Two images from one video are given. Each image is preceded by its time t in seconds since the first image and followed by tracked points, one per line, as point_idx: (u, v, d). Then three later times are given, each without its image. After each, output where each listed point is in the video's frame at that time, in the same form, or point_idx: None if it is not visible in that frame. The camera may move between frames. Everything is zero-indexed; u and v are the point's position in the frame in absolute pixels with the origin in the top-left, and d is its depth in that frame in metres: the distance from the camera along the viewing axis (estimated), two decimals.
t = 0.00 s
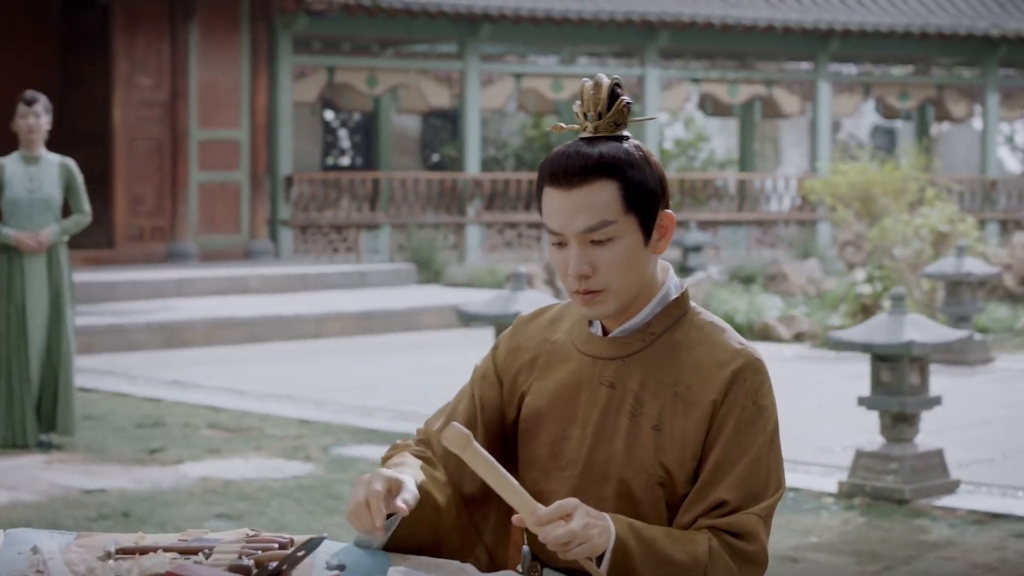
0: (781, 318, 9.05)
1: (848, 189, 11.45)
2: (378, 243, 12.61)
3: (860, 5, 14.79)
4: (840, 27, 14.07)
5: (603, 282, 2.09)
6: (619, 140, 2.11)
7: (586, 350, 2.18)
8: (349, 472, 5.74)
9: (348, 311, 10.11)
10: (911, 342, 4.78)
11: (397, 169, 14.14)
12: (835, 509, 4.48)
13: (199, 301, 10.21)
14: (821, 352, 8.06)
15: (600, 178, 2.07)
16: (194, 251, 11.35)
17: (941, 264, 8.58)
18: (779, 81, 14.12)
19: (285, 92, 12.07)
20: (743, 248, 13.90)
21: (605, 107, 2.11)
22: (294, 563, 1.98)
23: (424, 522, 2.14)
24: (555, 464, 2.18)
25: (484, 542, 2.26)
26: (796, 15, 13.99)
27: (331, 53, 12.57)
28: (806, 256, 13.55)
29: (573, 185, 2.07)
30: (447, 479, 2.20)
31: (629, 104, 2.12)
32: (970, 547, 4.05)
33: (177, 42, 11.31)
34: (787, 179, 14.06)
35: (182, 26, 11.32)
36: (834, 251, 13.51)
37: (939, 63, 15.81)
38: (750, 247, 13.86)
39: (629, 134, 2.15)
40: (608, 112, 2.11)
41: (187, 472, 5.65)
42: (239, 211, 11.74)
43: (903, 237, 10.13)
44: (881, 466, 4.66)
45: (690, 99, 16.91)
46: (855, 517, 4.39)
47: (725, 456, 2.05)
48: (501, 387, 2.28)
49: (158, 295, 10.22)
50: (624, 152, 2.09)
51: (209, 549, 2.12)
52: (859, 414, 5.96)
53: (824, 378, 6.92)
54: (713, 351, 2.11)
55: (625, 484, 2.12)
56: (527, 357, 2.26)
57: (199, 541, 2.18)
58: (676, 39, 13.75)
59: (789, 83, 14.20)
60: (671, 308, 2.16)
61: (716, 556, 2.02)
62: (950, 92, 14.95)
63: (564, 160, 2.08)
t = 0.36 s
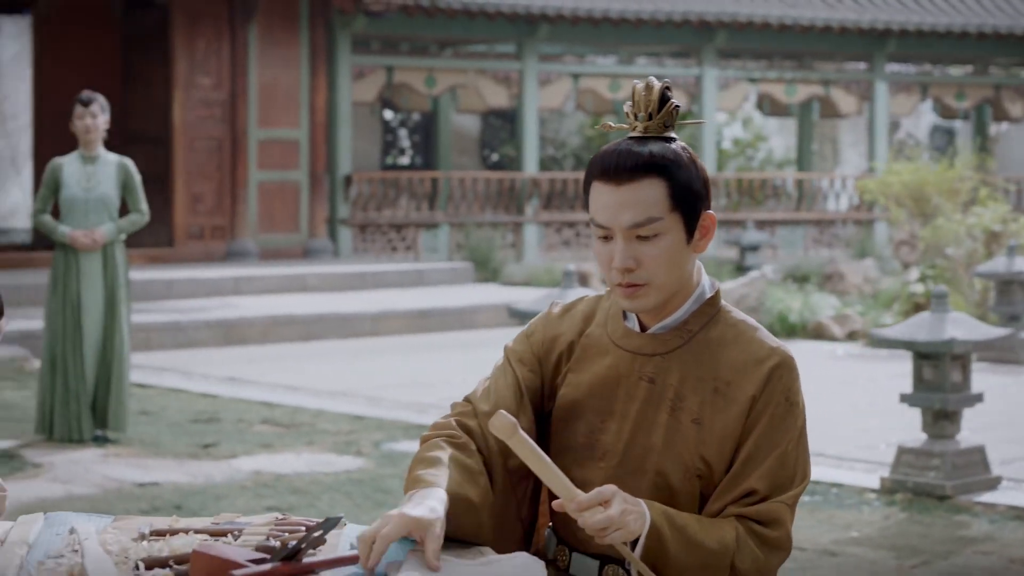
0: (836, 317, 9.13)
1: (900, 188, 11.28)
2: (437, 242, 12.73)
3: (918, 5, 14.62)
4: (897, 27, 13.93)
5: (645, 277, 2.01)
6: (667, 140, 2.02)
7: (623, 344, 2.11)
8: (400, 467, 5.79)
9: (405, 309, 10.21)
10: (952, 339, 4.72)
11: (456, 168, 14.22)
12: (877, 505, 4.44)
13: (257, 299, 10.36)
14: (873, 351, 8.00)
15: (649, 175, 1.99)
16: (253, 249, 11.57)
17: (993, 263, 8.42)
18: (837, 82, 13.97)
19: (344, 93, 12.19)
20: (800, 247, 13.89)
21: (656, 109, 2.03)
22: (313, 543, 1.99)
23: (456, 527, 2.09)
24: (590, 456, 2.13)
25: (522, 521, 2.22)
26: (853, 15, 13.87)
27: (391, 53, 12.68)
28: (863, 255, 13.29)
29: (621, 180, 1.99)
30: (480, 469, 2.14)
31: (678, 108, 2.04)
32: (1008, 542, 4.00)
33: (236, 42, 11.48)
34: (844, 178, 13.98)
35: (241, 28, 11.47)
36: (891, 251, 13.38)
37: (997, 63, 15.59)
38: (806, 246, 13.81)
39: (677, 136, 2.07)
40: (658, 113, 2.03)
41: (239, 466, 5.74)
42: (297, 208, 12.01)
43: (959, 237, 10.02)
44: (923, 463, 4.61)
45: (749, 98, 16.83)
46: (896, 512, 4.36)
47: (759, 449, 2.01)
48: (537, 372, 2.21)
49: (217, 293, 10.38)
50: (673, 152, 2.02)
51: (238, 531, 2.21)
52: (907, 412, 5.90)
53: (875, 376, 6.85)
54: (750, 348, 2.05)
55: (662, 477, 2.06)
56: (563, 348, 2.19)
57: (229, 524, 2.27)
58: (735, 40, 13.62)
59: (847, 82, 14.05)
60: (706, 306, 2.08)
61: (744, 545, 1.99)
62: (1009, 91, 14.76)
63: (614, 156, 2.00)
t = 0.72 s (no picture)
0: (886, 315, 9.16)
1: (950, 186, 11.19)
2: (493, 240, 12.85)
3: (974, 3, 14.50)
4: (952, 27, 13.83)
5: (666, 273, 2.06)
6: (692, 141, 2.08)
7: (642, 339, 2.15)
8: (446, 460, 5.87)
9: (459, 306, 10.31)
10: (991, 336, 4.67)
11: (512, 167, 14.29)
12: (916, 500, 4.45)
13: (313, 296, 10.52)
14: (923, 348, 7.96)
15: (674, 174, 2.04)
16: (310, 248, 11.73)
17: None
18: (891, 81, 13.86)
19: (399, 92, 12.33)
20: (854, 246, 13.80)
21: (684, 110, 2.09)
22: (331, 524, 2.11)
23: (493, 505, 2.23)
24: (608, 447, 2.17)
25: (549, 514, 2.35)
26: (908, 14, 13.79)
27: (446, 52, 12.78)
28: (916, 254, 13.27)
29: (648, 178, 2.04)
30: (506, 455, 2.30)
31: (705, 110, 2.10)
32: None
33: (293, 41, 11.62)
34: (900, 178, 13.91)
35: (298, 29, 11.61)
36: (944, 250, 13.29)
37: None
38: (861, 246, 13.73)
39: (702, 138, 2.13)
40: (685, 115, 2.09)
41: (289, 459, 5.86)
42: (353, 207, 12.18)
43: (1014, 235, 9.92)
44: (962, 458, 4.60)
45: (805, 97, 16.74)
46: (934, 507, 4.37)
47: (769, 441, 2.06)
48: (557, 368, 2.26)
49: (273, 290, 10.53)
50: (698, 153, 2.07)
51: (267, 514, 2.33)
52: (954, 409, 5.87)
53: (923, 373, 6.82)
54: (763, 344, 2.10)
55: (676, 468, 2.11)
56: (584, 343, 2.24)
57: (259, 508, 2.39)
58: (789, 39, 13.59)
59: (901, 82, 14.00)
60: (722, 304, 2.13)
61: (750, 531, 2.03)
62: None
63: (642, 155, 2.05)
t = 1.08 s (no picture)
0: (941, 313, 9.18)
1: (1006, 184, 11.11)
2: (551, 238, 12.98)
3: None
4: (1011, 26, 13.80)
5: (672, 267, 2.20)
6: (700, 141, 2.21)
7: (658, 331, 2.29)
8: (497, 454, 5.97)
9: (516, 304, 10.41)
10: None
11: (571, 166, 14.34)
12: (960, 495, 4.45)
13: (372, 293, 10.68)
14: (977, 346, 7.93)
15: (678, 174, 2.18)
16: (369, 245, 11.91)
17: None
18: (949, 79, 13.99)
19: (459, 91, 12.49)
20: (913, 245, 13.79)
21: (692, 110, 2.22)
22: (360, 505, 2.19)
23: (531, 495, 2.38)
24: (626, 435, 2.33)
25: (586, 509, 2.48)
26: (966, 13, 13.79)
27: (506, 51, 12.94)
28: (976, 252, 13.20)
29: (653, 177, 2.18)
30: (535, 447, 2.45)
31: (714, 110, 2.22)
32: None
33: (354, 41, 11.80)
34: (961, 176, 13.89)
35: (358, 29, 11.78)
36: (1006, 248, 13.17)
37: None
38: (919, 244, 13.71)
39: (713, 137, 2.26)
40: (694, 115, 2.21)
41: (342, 452, 5.99)
42: (413, 206, 12.33)
43: None
44: (1006, 453, 4.59)
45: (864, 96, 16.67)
46: (977, 502, 4.37)
47: (774, 426, 2.19)
48: (583, 363, 2.40)
49: (332, 287, 10.71)
50: (703, 152, 2.20)
51: (303, 497, 2.42)
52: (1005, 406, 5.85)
53: (976, 370, 6.80)
54: (773, 334, 2.24)
55: (688, 453, 2.25)
56: (605, 337, 2.38)
57: (297, 492, 2.48)
58: (848, 38, 13.68)
59: (959, 81, 14.07)
60: (735, 296, 2.27)
61: (745, 508, 2.16)
62: None
63: (649, 154, 2.19)
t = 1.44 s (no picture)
0: (997, 308, 9.18)
1: None
2: (612, 235, 13.10)
3: None
4: None
5: (684, 259, 2.31)
6: (711, 137, 2.33)
7: (683, 321, 2.40)
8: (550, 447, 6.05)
9: (573, 299, 10.49)
10: None
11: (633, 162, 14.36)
12: (1008, 488, 4.35)
13: (434, 289, 10.83)
14: None
15: (686, 169, 2.29)
16: (431, 241, 12.11)
17: None
18: (1010, 77, 14.21)
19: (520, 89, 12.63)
20: (973, 242, 13.80)
21: (702, 108, 2.33)
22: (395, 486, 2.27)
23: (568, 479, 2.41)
24: (654, 421, 2.42)
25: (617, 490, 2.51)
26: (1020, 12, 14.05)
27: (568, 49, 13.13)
28: None
29: (664, 174, 2.30)
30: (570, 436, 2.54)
31: (724, 107, 2.34)
32: None
33: (415, 38, 11.95)
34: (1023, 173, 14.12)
35: (420, 26, 11.93)
36: None
37: None
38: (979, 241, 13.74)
39: (724, 134, 2.37)
40: (703, 113, 2.33)
41: (398, 445, 6.11)
42: (474, 203, 12.48)
43: None
44: None
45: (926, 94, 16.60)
46: None
47: (791, 406, 2.28)
48: (615, 355, 2.51)
49: (393, 283, 10.88)
50: (711, 148, 2.31)
51: (343, 481, 2.52)
52: None
53: None
54: (793, 320, 2.33)
55: (712, 436, 2.35)
56: (635, 329, 2.49)
57: (339, 476, 2.59)
58: (907, 36, 13.96)
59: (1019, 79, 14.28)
60: (756, 286, 2.37)
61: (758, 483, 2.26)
62: None
63: (660, 152, 2.32)
